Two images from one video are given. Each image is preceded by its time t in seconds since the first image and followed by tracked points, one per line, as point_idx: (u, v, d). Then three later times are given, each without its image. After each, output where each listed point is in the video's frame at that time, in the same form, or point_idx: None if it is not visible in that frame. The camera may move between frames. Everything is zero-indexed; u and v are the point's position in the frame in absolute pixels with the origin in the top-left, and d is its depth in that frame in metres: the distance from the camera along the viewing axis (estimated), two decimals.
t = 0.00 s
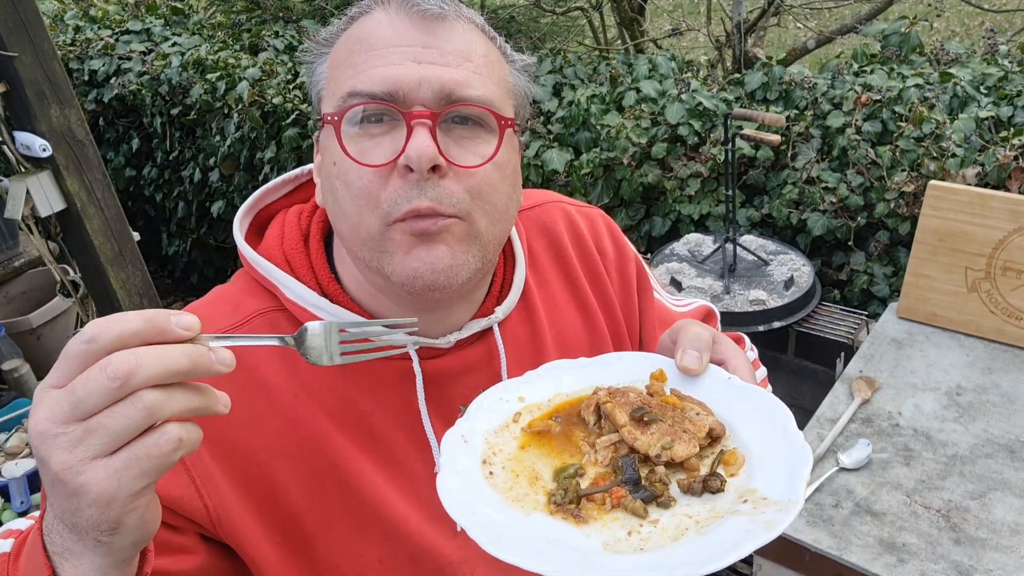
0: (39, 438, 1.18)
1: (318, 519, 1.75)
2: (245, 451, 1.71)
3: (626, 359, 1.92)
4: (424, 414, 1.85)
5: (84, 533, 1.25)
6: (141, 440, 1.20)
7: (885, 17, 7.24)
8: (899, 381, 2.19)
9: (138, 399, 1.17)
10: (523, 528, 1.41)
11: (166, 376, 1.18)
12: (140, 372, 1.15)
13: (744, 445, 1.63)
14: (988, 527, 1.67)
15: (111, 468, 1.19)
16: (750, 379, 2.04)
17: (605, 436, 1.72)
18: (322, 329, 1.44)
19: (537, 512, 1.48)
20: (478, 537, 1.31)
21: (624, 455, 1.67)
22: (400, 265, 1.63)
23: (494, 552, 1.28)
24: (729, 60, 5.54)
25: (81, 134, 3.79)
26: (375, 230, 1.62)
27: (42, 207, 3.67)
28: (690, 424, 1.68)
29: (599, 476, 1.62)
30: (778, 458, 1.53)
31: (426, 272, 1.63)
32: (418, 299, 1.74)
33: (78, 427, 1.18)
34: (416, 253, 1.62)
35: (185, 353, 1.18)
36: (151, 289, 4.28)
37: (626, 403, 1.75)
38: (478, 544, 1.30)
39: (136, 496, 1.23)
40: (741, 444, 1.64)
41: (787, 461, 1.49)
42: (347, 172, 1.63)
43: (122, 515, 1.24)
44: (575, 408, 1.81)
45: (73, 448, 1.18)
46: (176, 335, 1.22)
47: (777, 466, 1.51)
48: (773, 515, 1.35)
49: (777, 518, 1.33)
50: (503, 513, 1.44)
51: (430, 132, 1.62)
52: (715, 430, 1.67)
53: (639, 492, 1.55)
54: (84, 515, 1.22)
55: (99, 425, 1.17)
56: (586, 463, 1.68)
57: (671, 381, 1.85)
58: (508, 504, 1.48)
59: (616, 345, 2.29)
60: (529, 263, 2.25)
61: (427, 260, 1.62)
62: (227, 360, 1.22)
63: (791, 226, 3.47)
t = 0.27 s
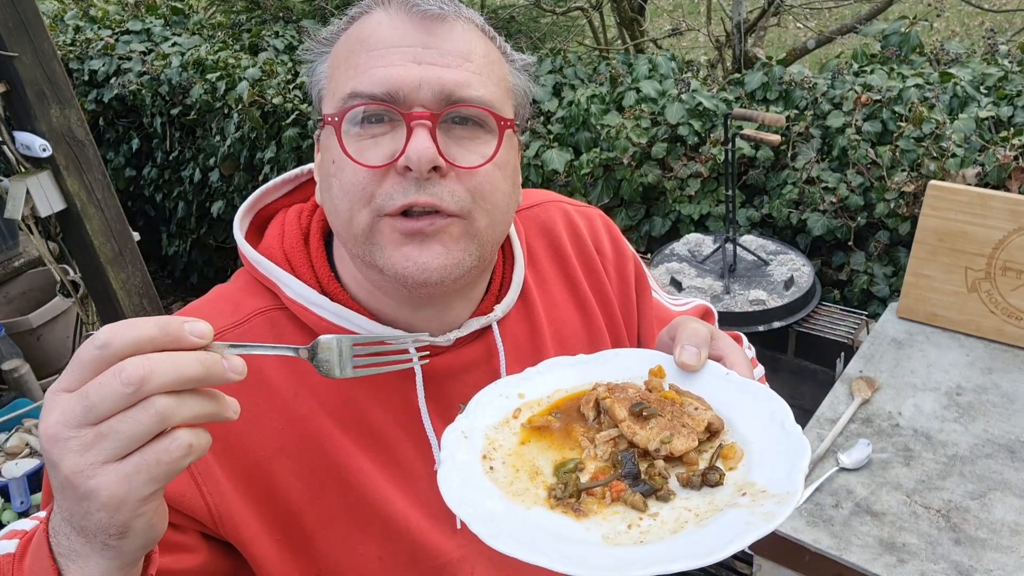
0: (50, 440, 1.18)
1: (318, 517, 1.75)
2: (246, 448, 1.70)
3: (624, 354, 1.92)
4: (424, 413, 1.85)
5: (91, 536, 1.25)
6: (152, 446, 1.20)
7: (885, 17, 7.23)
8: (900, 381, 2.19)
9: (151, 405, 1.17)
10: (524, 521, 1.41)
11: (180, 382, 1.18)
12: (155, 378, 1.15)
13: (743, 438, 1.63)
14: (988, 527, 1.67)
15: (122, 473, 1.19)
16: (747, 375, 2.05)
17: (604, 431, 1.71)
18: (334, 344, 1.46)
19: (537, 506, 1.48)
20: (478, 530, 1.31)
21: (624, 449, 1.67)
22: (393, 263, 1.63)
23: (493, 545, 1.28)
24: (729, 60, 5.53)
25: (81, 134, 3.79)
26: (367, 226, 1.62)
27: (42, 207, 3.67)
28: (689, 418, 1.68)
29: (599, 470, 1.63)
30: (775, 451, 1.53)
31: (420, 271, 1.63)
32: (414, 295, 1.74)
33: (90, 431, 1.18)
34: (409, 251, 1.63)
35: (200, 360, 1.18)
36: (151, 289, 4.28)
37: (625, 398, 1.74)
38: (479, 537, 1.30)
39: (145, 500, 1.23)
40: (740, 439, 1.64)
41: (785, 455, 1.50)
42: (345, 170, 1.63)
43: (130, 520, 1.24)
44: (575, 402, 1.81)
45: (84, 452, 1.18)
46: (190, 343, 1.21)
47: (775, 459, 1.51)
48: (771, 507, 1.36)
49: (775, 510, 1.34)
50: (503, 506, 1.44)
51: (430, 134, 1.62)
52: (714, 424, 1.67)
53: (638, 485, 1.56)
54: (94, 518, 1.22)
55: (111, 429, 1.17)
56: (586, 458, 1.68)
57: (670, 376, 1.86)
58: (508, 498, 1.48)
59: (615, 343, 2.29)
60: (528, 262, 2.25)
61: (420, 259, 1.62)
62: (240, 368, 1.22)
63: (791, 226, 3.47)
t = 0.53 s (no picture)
0: (54, 453, 1.17)
1: (319, 518, 1.75)
2: (246, 450, 1.70)
3: (626, 356, 1.92)
4: (425, 414, 1.85)
5: (96, 549, 1.25)
6: (157, 459, 1.21)
7: (885, 17, 7.23)
8: (900, 381, 2.19)
9: (155, 417, 1.18)
10: (529, 524, 1.41)
11: (185, 395, 1.18)
12: (159, 392, 1.15)
13: (746, 440, 1.64)
14: (988, 527, 1.67)
15: (127, 486, 1.20)
16: (750, 376, 2.04)
17: (608, 433, 1.71)
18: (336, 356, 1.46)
19: (541, 509, 1.48)
20: (481, 531, 1.31)
21: (627, 451, 1.67)
22: (397, 277, 1.65)
23: (496, 546, 1.28)
24: (729, 60, 5.53)
25: (81, 135, 3.79)
26: (371, 239, 1.64)
27: (42, 207, 3.67)
28: (692, 420, 1.69)
29: (602, 473, 1.63)
30: (780, 453, 1.53)
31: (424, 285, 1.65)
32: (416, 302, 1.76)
33: (94, 444, 1.18)
34: (412, 265, 1.64)
35: (204, 373, 1.19)
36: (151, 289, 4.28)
37: (629, 400, 1.73)
38: (482, 538, 1.30)
39: (149, 513, 1.23)
40: (743, 440, 1.64)
41: (790, 455, 1.50)
42: (348, 182, 1.64)
43: (135, 532, 1.24)
44: (577, 404, 1.81)
45: (89, 465, 1.18)
46: (194, 355, 1.21)
47: (779, 462, 1.51)
48: (776, 509, 1.36)
49: (780, 513, 1.34)
50: (507, 508, 1.45)
51: (435, 148, 1.62)
52: (717, 426, 1.68)
53: (643, 488, 1.56)
54: (97, 530, 1.22)
55: (116, 442, 1.17)
56: (590, 460, 1.68)
57: (672, 378, 1.85)
58: (512, 501, 1.48)
59: (615, 343, 2.29)
60: (528, 262, 2.25)
61: (424, 274, 1.64)
62: (244, 380, 1.23)
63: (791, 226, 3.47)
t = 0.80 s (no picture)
0: (50, 462, 1.18)
1: (320, 521, 1.75)
2: (246, 453, 1.70)
3: (628, 360, 1.92)
4: (426, 416, 1.85)
5: (93, 559, 1.25)
6: (153, 469, 1.21)
7: (885, 17, 7.24)
8: (900, 381, 2.19)
9: (151, 427, 1.17)
10: (533, 529, 1.41)
11: (181, 404, 1.17)
12: (155, 402, 1.15)
13: (749, 444, 1.64)
14: (988, 527, 1.67)
15: (122, 496, 1.19)
16: (752, 380, 2.06)
17: (611, 438, 1.73)
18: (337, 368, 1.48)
19: (545, 513, 1.48)
20: (485, 536, 1.32)
21: (631, 455, 1.68)
22: (396, 281, 1.65)
23: (499, 551, 1.28)
24: (729, 60, 5.53)
25: (81, 135, 3.79)
26: (370, 242, 1.64)
27: (42, 207, 3.67)
28: (696, 425, 1.69)
29: (606, 478, 1.63)
30: (784, 458, 1.53)
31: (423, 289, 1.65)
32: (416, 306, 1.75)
33: (90, 454, 1.18)
34: (412, 269, 1.64)
35: (201, 382, 1.18)
36: (151, 289, 4.28)
37: (631, 404, 1.76)
38: (486, 544, 1.30)
39: (146, 523, 1.23)
40: (747, 444, 1.64)
41: (794, 459, 1.49)
42: (347, 185, 1.64)
43: (132, 542, 1.24)
44: (580, 408, 1.82)
45: (84, 475, 1.18)
46: (190, 363, 1.21)
47: (784, 467, 1.51)
48: (781, 514, 1.36)
49: (786, 517, 1.34)
50: (511, 513, 1.45)
51: (434, 151, 1.62)
52: (721, 430, 1.67)
53: (647, 493, 1.56)
54: (94, 539, 1.22)
55: (111, 452, 1.17)
56: (593, 465, 1.68)
57: (675, 382, 1.85)
58: (515, 506, 1.48)
59: (616, 344, 2.29)
60: (529, 263, 2.25)
61: (422, 278, 1.64)
62: (242, 388, 1.23)
63: (791, 226, 3.47)
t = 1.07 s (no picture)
0: (49, 472, 1.18)
1: (320, 525, 1.75)
2: (247, 457, 1.70)
3: (631, 362, 1.92)
4: (427, 420, 1.85)
5: (92, 569, 1.25)
6: (150, 481, 1.20)
7: (885, 17, 7.24)
8: (900, 381, 2.18)
9: (149, 438, 1.17)
10: (536, 534, 1.42)
11: (179, 415, 1.17)
12: (153, 413, 1.15)
13: (754, 447, 1.64)
14: (988, 527, 1.67)
15: (120, 507, 1.19)
16: (756, 382, 2.07)
17: (615, 440, 1.72)
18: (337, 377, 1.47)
19: (548, 517, 1.49)
20: (488, 540, 1.31)
21: (634, 459, 1.68)
22: (396, 284, 1.66)
23: (502, 555, 1.28)
24: (729, 60, 5.53)
25: (81, 135, 3.79)
26: (371, 246, 1.65)
27: (42, 207, 3.67)
28: (700, 428, 1.68)
29: (609, 481, 1.63)
30: (788, 463, 1.53)
31: (424, 294, 1.66)
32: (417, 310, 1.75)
33: (89, 464, 1.18)
34: (413, 276, 1.65)
35: (199, 393, 1.18)
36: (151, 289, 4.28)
37: (634, 406, 1.75)
38: (488, 548, 1.30)
39: (145, 533, 1.23)
40: (751, 448, 1.64)
41: (799, 462, 1.50)
42: (347, 187, 1.64)
43: (130, 552, 1.24)
44: (582, 410, 1.82)
45: (82, 486, 1.18)
46: (189, 373, 1.20)
47: (787, 471, 1.51)
48: (786, 518, 1.36)
49: (791, 522, 1.34)
50: (514, 518, 1.45)
51: (434, 151, 1.61)
52: (726, 434, 1.67)
53: (650, 497, 1.56)
54: (93, 550, 1.22)
55: (109, 463, 1.17)
56: (596, 468, 1.68)
57: (678, 385, 1.86)
58: (519, 510, 1.48)
59: (618, 346, 2.29)
60: (530, 265, 2.25)
61: (423, 283, 1.65)
62: (241, 398, 1.21)
63: (791, 226, 3.46)
